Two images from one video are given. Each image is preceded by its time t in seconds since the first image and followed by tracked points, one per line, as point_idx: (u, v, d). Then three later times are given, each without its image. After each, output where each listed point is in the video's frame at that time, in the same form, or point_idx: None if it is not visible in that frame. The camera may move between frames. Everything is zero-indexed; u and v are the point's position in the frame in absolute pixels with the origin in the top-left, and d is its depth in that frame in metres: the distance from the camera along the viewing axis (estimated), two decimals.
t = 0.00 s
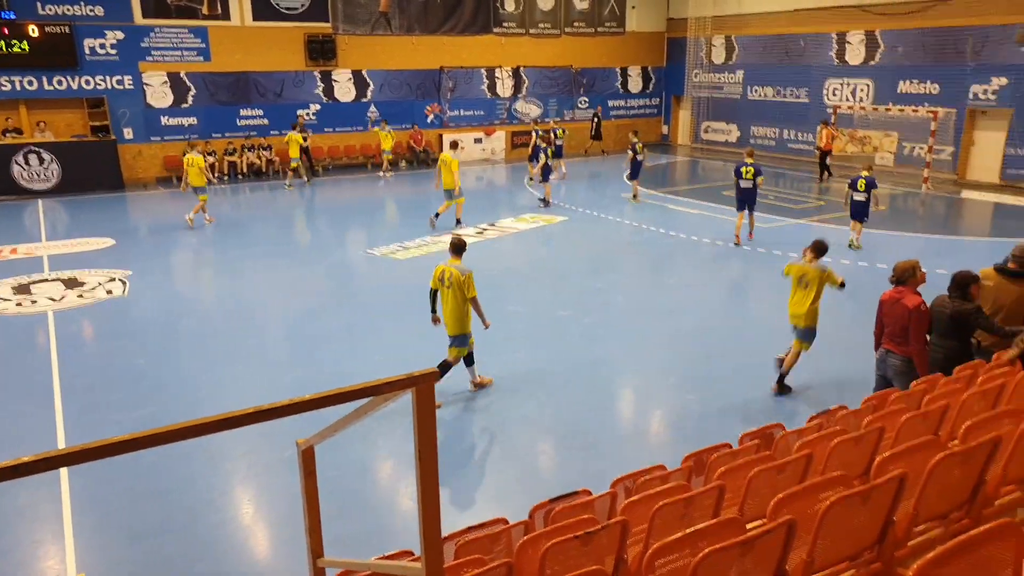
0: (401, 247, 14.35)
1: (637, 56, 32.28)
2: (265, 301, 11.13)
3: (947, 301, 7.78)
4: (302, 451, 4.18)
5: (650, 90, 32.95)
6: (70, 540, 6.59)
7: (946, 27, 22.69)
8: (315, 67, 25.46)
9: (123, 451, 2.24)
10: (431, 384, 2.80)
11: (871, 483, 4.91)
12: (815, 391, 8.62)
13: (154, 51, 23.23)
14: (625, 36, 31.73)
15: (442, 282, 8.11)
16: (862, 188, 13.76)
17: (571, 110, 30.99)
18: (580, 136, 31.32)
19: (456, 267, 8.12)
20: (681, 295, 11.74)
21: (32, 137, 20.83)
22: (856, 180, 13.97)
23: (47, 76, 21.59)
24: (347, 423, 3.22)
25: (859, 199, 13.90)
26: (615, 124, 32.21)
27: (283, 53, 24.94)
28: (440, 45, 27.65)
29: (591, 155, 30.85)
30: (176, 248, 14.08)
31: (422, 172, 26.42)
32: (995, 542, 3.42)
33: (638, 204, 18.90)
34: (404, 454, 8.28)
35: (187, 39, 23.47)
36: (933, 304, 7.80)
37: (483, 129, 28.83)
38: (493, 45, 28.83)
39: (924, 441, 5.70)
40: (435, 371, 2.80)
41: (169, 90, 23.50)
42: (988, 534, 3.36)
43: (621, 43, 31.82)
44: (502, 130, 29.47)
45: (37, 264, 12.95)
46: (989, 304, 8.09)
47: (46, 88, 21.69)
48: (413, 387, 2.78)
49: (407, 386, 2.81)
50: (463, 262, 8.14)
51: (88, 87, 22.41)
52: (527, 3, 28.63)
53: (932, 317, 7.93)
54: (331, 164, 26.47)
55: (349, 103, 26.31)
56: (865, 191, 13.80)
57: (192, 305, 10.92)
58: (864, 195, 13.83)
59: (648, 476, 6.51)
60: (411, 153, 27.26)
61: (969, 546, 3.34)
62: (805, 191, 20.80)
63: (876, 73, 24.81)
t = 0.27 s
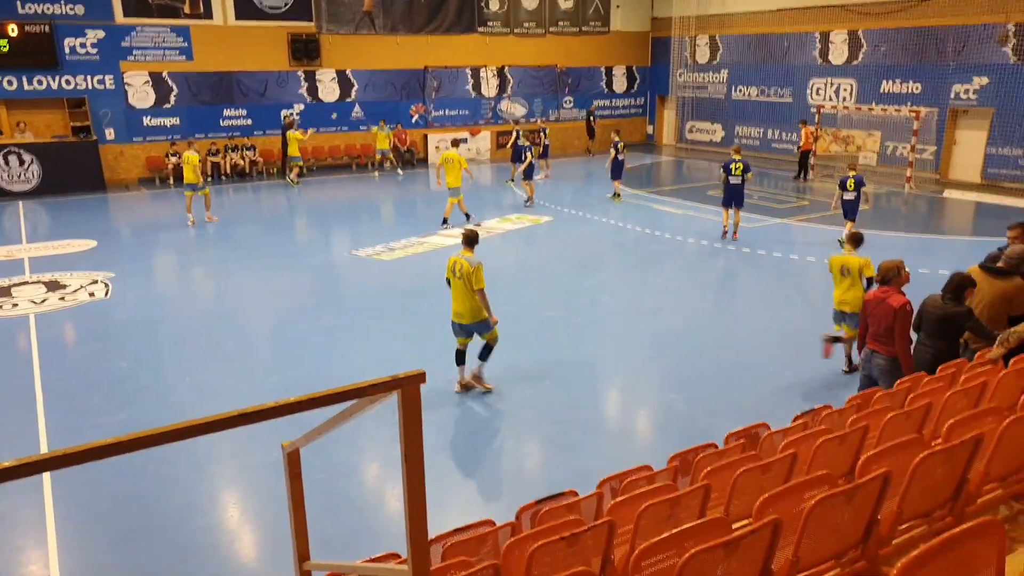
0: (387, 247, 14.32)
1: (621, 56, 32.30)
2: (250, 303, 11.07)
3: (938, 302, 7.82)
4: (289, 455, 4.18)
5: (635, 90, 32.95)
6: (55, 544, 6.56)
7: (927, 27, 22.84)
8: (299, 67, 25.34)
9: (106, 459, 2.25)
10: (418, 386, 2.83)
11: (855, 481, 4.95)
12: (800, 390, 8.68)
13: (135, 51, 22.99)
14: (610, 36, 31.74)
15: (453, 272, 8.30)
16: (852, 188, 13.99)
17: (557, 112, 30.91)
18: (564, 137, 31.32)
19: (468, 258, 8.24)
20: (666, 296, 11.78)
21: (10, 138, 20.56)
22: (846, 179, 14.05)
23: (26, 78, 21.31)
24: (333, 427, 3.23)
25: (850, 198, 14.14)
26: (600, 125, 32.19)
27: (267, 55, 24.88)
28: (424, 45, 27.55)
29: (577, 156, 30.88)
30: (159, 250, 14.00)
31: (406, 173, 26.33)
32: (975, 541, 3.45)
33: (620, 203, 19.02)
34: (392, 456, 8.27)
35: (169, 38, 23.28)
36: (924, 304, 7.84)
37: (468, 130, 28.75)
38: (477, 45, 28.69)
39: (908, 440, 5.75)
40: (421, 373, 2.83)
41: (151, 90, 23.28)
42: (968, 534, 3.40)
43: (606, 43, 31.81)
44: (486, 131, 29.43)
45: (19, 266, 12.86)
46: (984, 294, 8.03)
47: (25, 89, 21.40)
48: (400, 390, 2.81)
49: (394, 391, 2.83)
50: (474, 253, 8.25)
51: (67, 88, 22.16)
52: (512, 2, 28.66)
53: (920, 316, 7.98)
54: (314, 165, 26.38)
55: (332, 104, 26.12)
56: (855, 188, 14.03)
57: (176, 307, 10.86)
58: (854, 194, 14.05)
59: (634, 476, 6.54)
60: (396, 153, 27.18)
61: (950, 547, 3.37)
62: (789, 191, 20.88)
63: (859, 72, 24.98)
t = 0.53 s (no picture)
0: (381, 247, 14.34)
1: (615, 56, 32.35)
2: (244, 302, 11.08)
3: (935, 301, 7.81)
4: (283, 454, 4.17)
5: (628, 90, 32.99)
6: (48, 544, 6.56)
7: (920, 27, 22.88)
8: (293, 67, 25.39)
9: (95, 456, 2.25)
10: (410, 384, 2.86)
11: (848, 480, 4.95)
12: (794, 389, 8.69)
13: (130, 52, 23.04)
14: (603, 36, 31.80)
15: (477, 270, 8.44)
16: (853, 184, 14.08)
17: (550, 111, 30.95)
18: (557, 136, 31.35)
19: (493, 257, 8.37)
20: (660, 295, 11.79)
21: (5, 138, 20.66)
22: (846, 174, 14.08)
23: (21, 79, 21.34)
24: (325, 425, 3.25)
25: (851, 193, 14.20)
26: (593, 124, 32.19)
27: (261, 52, 24.87)
28: (418, 44, 27.59)
29: (570, 155, 30.92)
30: (152, 249, 14.02)
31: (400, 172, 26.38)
32: (965, 538, 3.45)
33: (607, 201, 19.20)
34: (386, 456, 8.28)
35: (164, 39, 23.32)
36: (921, 303, 7.81)
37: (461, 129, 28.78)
38: (470, 45, 28.72)
39: (900, 438, 5.76)
40: (414, 372, 2.86)
41: (146, 90, 23.31)
42: (957, 531, 3.40)
43: (599, 43, 31.86)
44: (480, 130, 29.42)
45: (12, 265, 12.84)
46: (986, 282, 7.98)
47: (19, 89, 21.43)
48: (392, 389, 2.82)
49: (386, 388, 2.83)
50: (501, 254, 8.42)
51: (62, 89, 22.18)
52: (506, 2, 28.35)
53: (917, 315, 7.98)
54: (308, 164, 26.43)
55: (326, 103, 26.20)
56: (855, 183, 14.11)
57: (171, 306, 10.85)
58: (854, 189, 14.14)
59: (628, 475, 6.55)
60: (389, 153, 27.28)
61: (940, 544, 3.37)
62: (782, 190, 20.94)
63: (853, 72, 25.03)
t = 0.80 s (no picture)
0: (378, 249, 14.36)
1: (612, 58, 32.30)
2: (241, 305, 11.09)
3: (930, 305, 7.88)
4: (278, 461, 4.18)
5: (626, 92, 32.94)
6: (45, 546, 6.59)
7: (917, 29, 22.88)
8: (290, 70, 25.42)
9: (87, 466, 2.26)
10: (402, 390, 2.84)
11: (840, 484, 4.96)
12: (789, 392, 8.70)
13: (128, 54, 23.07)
14: (601, 38, 31.77)
15: (504, 265, 8.67)
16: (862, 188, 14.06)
17: (547, 114, 30.92)
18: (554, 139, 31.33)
19: (521, 253, 8.72)
20: (656, 297, 11.80)
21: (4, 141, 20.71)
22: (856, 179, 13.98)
23: (19, 82, 21.36)
24: (318, 431, 3.24)
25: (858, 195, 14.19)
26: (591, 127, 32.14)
27: (261, 53, 24.89)
28: (415, 47, 27.58)
29: (567, 157, 30.91)
30: (149, 252, 14.03)
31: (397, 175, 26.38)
32: (952, 544, 3.46)
33: (596, 203, 19.41)
34: (382, 459, 8.30)
35: (162, 41, 23.33)
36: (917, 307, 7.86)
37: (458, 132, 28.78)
38: (467, 48, 28.71)
39: (893, 442, 5.78)
40: (406, 378, 2.84)
41: (144, 93, 23.34)
42: (944, 536, 3.41)
43: (597, 45, 31.84)
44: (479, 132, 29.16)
45: (10, 268, 12.87)
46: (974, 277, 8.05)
47: (18, 92, 21.45)
48: (385, 395, 2.80)
49: (379, 396, 2.82)
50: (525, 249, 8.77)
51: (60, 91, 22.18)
52: (503, 5, 29.04)
53: (913, 319, 8.01)
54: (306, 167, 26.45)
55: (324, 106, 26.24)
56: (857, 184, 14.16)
57: (168, 309, 10.87)
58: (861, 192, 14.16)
59: (623, 478, 6.57)
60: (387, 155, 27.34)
61: (926, 549, 3.39)
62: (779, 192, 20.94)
63: (850, 74, 24.99)
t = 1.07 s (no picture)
0: (377, 250, 14.40)
1: (611, 59, 32.30)
2: (240, 306, 11.14)
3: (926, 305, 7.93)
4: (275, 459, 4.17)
5: (625, 93, 32.95)
6: (44, 547, 6.64)
7: (916, 30, 22.85)
8: (290, 72, 25.49)
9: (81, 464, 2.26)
10: (396, 392, 2.84)
11: (834, 485, 4.97)
12: (786, 393, 8.70)
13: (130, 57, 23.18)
14: (599, 39, 31.79)
15: (525, 265, 8.92)
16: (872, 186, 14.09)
17: (546, 115, 30.95)
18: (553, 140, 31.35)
19: (539, 251, 9.01)
20: (654, 298, 11.81)
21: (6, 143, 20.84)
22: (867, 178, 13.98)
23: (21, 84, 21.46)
24: (315, 431, 3.25)
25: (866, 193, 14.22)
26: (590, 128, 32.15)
27: (262, 54, 25.00)
28: (414, 49, 27.63)
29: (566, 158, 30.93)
30: (149, 253, 14.10)
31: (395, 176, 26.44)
32: (941, 544, 3.47)
33: (591, 203, 19.38)
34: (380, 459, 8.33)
35: (162, 44, 23.42)
36: (913, 308, 7.89)
37: (456, 133, 28.82)
38: (465, 49, 28.75)
39: (887, 443, 5.79)
40: (400, 380, 2.84)
41: (145, 95, 23.43)
42: (932, 536, 3.42)
43: (595, 46, 31.85)
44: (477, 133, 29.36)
45: (11, 269, 12.94)
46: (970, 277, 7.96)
47: (20, 94, 21.56)
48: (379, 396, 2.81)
49: (373, 397, 2.84)
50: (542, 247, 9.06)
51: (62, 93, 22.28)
52: (502, 8, 29.04)
53: (909, 319, 8.04)
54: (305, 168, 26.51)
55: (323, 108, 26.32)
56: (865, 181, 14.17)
57: (168, 310, 10.93)
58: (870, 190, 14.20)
59: (619, 479, 6.59)
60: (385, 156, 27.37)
61: (913, 549, 3.39)
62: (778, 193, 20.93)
63: (848, 74, 24.97)
